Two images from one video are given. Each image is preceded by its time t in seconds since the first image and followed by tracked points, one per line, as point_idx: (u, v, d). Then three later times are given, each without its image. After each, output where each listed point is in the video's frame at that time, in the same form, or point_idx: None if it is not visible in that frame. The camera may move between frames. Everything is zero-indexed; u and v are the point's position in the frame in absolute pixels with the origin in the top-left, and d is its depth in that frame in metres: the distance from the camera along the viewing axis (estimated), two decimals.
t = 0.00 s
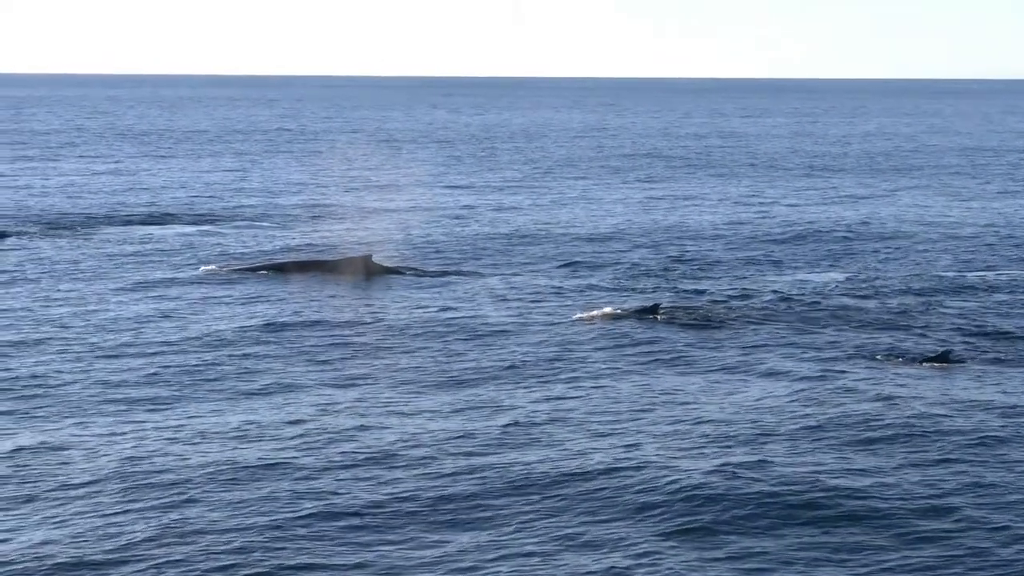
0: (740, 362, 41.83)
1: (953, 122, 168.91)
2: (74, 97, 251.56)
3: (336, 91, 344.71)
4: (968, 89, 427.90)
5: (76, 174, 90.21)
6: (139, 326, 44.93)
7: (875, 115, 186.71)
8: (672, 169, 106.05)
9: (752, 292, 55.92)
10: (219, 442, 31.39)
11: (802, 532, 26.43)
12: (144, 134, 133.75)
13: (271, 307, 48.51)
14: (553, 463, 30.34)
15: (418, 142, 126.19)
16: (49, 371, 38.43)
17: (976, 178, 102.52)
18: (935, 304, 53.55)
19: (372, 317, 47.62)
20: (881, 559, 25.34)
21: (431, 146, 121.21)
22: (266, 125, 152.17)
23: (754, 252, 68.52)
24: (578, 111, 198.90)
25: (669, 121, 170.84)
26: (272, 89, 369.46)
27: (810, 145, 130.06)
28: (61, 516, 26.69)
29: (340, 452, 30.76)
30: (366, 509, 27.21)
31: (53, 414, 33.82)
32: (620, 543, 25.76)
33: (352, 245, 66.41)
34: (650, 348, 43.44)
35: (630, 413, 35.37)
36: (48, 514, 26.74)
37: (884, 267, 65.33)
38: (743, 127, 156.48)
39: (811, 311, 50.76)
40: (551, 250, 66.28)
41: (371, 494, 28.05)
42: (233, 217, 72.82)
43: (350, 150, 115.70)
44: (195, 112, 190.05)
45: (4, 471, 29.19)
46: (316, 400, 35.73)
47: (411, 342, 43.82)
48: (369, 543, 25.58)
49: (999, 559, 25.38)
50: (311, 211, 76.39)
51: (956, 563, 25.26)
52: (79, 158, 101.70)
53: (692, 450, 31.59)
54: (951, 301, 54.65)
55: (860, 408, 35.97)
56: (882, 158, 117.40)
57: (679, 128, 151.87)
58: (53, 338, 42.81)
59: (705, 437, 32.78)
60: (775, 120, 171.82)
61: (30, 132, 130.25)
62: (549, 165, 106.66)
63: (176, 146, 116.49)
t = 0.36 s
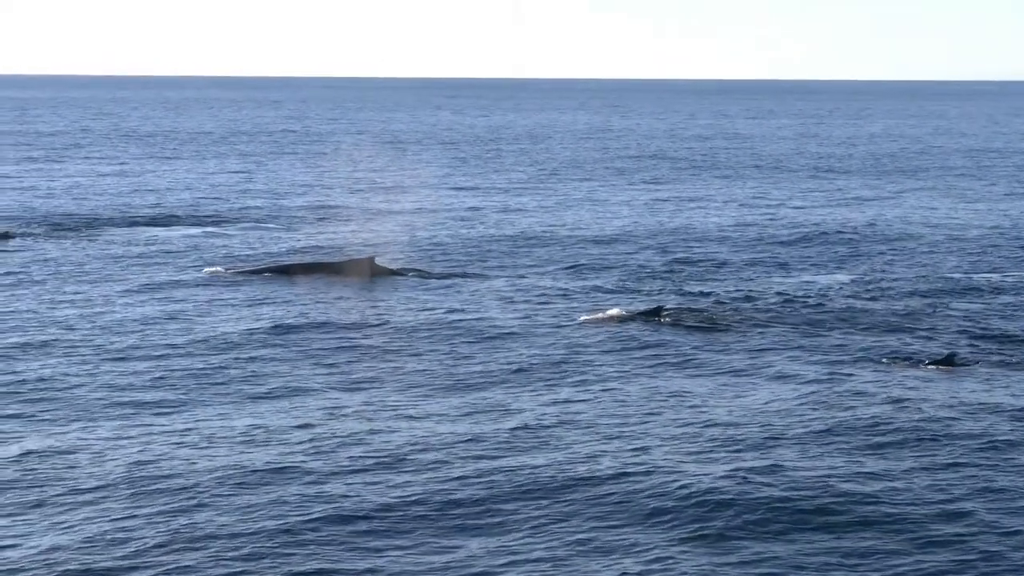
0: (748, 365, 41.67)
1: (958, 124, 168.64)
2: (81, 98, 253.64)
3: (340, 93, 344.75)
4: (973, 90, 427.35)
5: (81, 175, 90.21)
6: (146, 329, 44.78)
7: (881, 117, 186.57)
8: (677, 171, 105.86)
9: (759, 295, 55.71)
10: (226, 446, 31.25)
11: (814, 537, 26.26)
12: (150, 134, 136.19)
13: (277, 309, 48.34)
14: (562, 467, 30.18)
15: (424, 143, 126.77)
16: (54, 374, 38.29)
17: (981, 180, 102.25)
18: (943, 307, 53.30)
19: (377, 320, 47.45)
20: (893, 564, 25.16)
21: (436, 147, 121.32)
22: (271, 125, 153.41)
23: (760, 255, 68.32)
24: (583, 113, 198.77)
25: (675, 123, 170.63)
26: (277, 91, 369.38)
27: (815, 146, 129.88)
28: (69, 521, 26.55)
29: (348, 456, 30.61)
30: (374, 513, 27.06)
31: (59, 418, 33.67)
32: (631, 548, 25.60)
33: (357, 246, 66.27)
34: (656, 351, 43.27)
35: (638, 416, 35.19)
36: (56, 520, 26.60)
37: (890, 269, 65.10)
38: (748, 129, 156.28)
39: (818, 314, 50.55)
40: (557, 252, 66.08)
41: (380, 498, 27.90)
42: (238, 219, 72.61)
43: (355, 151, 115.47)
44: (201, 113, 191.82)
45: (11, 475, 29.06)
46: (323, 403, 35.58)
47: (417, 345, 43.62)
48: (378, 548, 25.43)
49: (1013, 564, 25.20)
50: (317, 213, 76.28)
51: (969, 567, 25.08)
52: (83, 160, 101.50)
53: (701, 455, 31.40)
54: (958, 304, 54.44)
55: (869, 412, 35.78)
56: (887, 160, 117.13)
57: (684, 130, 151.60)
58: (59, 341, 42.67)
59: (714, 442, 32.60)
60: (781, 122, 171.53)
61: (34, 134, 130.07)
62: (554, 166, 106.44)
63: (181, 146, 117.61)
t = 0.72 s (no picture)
0: (757, 369, 41.45)
1: (966, 125, 168.38)
2: (92, 101, 255.48)
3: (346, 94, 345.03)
4: (980, 92, 426.98)
5: (88, 177, 90.28)
6: (153, 332, 44.62)
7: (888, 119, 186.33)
8: (685, 173, 105.57)
9: (768, 297, 55.45)
10: (235, 451, 31.09)
11: (827, 543, 26.05)
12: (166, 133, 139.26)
13: (285, 312, 48.17)
14: (572, 472, 29.99)
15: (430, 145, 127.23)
16: (62, 377, 38.13)
17: (989, 182, 101.93)
18: (952, 309, 53.04)
19: (385, 323, 47.27)
20: (908, 569, 24.94)
21: (443, 149, 121.42)
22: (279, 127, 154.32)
23: (769, 257, 68.09)
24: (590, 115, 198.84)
25: (682, 124, 170.60)
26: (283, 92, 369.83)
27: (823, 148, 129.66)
28: (77, 528, 26.37)
29: (357, 461, 30.45)
30: (385, 519, 26.87)
31: (67, 422, 33.52)
32: (643, 555, 25.40)
33: (365, 248, 66.15)
34: (666, 354, 43.05)
35: (648, 420, 35.01)
36: (65, 527, 26.42)
37: (898, 271, 64.86)
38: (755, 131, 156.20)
39: (827, 317, 50.27)
40: (565, 254, 65.91)
41: (391, 503, 27.71)
42: (246, 221, 72.45)
43: (362, 153, 115.34)
44: (210, 115, 193.32)
45: (19, 481, 28.89)
46: (333, 407, 35.41)
47: (424, 348, 43.44)
48: (389, 554, 25.24)
49: None
50: (324, 215, 76.21)
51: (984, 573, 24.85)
52: (90, 161, 101.39)
53: (713, 460, 31.18)
54: (968, 306, 54.18)
55: (882, 416, 35.54)
56: (894, 162, 116.79)
57: (691, 132, 151.36)
58: (66, 344, 42.52)
59: (726, 447, 32.39)
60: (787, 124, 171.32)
61: (42, 136, 130.13)
62: (562, 168, 106.22)
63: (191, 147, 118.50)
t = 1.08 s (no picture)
0: (766, 371, 41.27)
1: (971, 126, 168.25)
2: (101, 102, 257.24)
3: (351, 95, 344.90)
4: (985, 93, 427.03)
5: (94, 177, 90.49)
6: (159, 334, 44.51)
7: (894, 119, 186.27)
8: (690, 175, 105.39)
9: (775, 299, 55.28)
10: (243, 454, 30.95)
11: (839, 549, 25.85)
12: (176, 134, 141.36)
13: (291, 314, 48.07)
14: (581, 477, 29.82)
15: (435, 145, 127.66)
16: (67, 380, 38.03)
17: (995, 183, 101.77)
18: (959, 310, 52.84)
19: (390, 325, 47.14)
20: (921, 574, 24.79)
21: (447, 150, 121.29)
22: (284, 128, 155.14)
23: (774, 258, 67.94)
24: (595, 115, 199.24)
25: (687, 125, 170.81)
26: (289, 93, 369.96)
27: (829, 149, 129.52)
28: (85, 534, 26.20)
29: (365, 465, 30.30)
30: (393, 524, 26.71)
31: (73, 425, 33.41)
32: (654, 560, 25.24)
33: (370, 249, 66.11)
34: (674, 357, 42.87)
35: (656, 423, 34.84)
36: (73, 533, 26.26)
37: (905, 272, 64.69)
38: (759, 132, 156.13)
39: (834, 318, 50.08)
40: (570, 256, 65.83)
41: (399, 508, 27.54)
42: (251, 222, 72.33)
43: (366, 154, 115.16)
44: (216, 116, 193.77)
45: (25, 486, 28.75)
46: (340, 410, 35.26)
47: (431, 350, 43.33)
48: (399, 559, 25.10)
49: None
50: (330, 216, 76.22)
51: None
52: (95, 162, 101.31)
53: (721, 464, 30.99)
54: (976, 308, 53.95)
55: (891, 419, 35.35)
56: (899, 162, 116.57)
57: (696, 133, 151.09)
58: (72, 346, 42.44)
59: (735, 450, 32.21)
60: (792, 125, 171.26)
61: (48, 137, 130.17)
62: (567, 169, 106.06)
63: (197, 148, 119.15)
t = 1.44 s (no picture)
0: (773, 372, 41.06)
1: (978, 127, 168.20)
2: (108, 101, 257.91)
3: (356, 96, 344.84)
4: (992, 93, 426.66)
5: (100, 177, 90.69)
6: (164, 334, 44.43)
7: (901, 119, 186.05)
8: (696, 175, 105.24)
9: (783, 300, 55.09)
10: (250, 457, 30.77)
11: (850, 553, 25.63)
12: (183, 134, 142.26)
13: (297, 315, 47.94)
14: (590, 479, 29.66)
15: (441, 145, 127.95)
16: (73, 381, 37.94)
17: (1002, 184, 101.56)
18: (968, 311, 52.63)
19: (396, 325, 47.00)
20: None
21: (453, 151, 121.14)
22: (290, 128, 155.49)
23: (781, 259, 67.77)
24: (600, 115, 199.43)
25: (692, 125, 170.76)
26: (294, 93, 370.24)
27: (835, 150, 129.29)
28: (91, 537, 26.07)
29: (372, 467, 30.15)
30: (402, 526, 26.52)
31: (80, 427, 33.30)
32: (666, 564, 25.06)
33: (375, 249, 66.10)
34: (680, 358, 42.69)
35: (664, 425, 34.67)
36: (80, 536, 26.12)
37: (913, 273, 64.49)
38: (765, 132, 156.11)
39: (842, 319, 49.88)
40: (576, 256, 65.77)
41: (409, 511, 27.36)
42: (258, 223, 72.24)
43: (372, 154, 115.08)
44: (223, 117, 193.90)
45: (31, 488, 28.64)
46: (347, 412, 35.12)
47: (438, 352, 43.19)
48: (410, 563, 24.94)
49: None
50: (336, 216, 76.21)
51: None
52: (102, 163, 101.27)
53: (730, 467, 30.78)
54: (983, 308, 53.80)
55: (902, 421, 35.11)
56: (905, 163, 116.36)
57: (702, 134, 150.89)
58: (78, 346, 42.39)
59: (746, 453, 31.99)
60: (797, 125, 171.05)
61: (54, 137, 130.20)
62: (572, 170, 105.92)
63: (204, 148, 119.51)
